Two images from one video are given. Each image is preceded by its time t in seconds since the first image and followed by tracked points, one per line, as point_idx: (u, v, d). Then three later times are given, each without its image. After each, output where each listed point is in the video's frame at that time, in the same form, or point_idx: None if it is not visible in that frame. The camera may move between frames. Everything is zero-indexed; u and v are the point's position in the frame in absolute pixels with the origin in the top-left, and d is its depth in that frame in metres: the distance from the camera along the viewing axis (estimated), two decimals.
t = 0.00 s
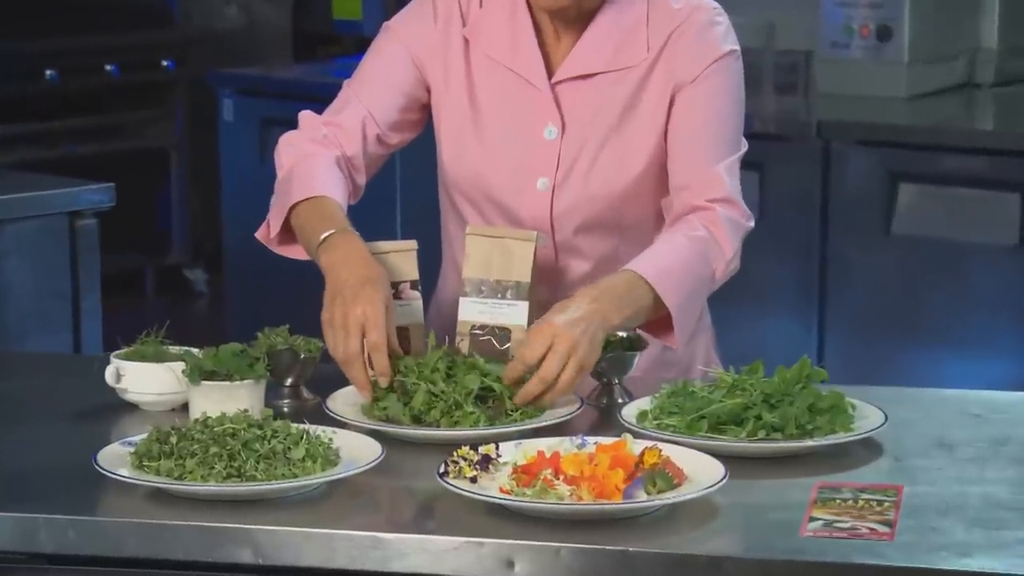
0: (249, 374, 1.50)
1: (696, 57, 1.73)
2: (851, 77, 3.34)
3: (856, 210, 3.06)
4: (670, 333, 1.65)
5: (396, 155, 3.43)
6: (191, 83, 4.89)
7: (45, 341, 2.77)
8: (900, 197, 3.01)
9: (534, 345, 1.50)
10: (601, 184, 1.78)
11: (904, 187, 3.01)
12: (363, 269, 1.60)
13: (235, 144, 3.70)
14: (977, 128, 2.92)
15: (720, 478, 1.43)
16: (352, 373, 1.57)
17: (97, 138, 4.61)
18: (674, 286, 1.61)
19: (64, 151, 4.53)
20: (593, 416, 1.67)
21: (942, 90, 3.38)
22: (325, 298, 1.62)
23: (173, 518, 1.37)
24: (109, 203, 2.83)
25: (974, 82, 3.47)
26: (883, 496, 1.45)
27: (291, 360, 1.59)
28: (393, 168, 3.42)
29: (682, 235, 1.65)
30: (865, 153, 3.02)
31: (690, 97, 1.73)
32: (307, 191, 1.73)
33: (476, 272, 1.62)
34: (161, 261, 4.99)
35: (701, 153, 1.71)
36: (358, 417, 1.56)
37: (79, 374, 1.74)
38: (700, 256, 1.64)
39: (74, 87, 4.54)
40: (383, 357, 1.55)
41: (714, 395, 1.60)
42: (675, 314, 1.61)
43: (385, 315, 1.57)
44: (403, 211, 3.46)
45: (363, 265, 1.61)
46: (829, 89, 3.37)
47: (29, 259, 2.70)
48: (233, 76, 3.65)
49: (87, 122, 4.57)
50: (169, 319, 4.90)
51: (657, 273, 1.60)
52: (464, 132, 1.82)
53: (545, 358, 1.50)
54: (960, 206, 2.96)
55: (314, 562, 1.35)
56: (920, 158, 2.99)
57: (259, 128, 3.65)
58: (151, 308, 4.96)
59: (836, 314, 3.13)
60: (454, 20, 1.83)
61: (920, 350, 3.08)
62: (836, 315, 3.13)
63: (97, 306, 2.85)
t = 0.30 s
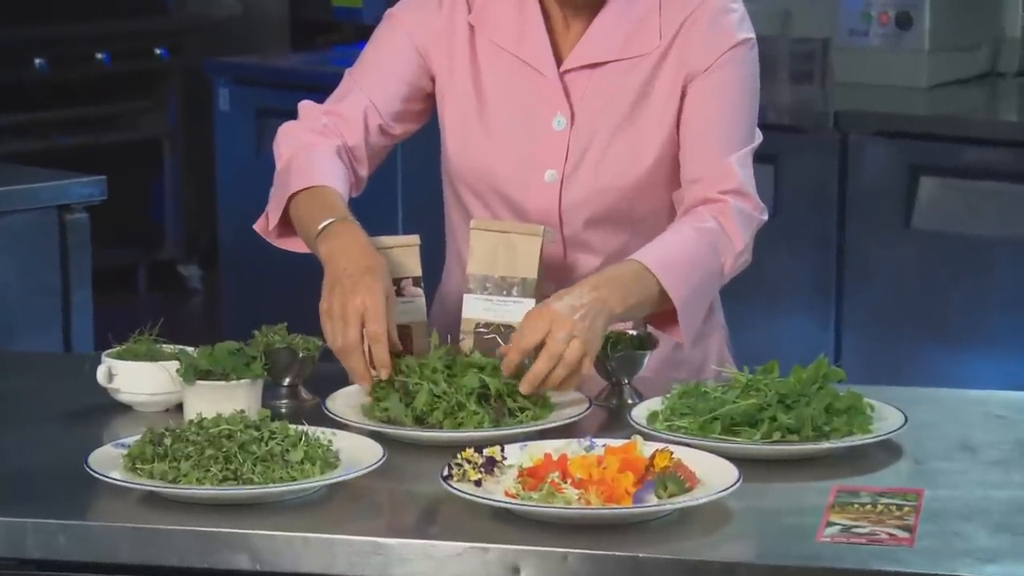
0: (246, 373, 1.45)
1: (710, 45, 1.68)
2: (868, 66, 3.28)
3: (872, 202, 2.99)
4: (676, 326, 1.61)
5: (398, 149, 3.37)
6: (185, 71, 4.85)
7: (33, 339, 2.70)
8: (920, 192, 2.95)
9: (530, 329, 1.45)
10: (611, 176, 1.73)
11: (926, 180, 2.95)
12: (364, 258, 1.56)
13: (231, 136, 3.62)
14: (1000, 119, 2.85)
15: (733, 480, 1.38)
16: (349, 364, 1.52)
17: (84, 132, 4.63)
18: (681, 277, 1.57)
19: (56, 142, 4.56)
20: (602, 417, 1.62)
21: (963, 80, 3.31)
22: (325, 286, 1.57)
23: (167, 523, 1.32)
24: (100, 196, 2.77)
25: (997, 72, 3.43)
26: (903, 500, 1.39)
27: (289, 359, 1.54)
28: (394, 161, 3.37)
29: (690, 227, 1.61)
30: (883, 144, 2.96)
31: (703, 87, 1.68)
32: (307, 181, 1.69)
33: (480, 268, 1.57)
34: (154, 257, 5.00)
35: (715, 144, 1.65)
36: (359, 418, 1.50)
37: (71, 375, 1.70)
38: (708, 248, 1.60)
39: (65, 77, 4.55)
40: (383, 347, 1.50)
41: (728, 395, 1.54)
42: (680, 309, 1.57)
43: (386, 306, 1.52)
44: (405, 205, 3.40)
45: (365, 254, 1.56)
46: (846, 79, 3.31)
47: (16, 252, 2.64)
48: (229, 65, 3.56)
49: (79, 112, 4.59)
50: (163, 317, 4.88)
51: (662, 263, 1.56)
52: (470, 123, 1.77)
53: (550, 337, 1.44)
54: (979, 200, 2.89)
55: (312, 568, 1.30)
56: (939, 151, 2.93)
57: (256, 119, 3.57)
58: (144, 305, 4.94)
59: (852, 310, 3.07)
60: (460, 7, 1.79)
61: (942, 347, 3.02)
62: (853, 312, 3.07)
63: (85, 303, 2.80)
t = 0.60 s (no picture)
0: (242, 373, 1.41)
1: (727, 33, 1.63)
2: (885, 55, 3.22)
3: (891, 196, 2.94)
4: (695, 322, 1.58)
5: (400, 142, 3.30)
6: (181, 59, 4.86)
7: (25, 340, 2.58)
8: (940, 184, 2.89)
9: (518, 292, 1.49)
10: (623, 168, 1.68)
11: (945, 173, 2.89)
12: (363, 247, 1.54)
13: (226, 130, 3.52)
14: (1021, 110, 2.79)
15: (747, 484, 1.33)
16: (350, 354, 1.51)
17: (74, 122, 4.56)
18: (703, 273, 1.54)
19: (45, 133, 4.51)
20: (610, 419, 1.57)
21: (983, 69, 3.25)
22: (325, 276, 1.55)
23: (161, 527, 1.27)
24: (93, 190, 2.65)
25: (1018, 61, 3.36)
26: (922, 505, 1.34)
27: (287, 358, 1.50)
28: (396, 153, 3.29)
29: (712, 220, 1.57)
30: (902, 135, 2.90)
31: (719, 78, 1.63)
32: (305, 174, 1.65)
33: (485, 265, 1.55)
34: (146, 253, 4.95)
35: (733, 135, 1.60)
36: (360, 420, 1.46)
37: (65, 374, 1.65)
38: (731, 243, 1.56)
39: (54, 66, 4.50)
40: (385, 338, 1.48)
41: (741, 395, 1.49)
42: (699, 305, 1.55)
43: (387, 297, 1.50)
44: (408, 198, 3.33)
45: (364, 244, 1.54)
46: (862, 68, 3.25)
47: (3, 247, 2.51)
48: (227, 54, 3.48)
49: (68, 103, 4.54)
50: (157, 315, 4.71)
51: (681, 261, 1.53)
52: (477, 115, 1.72)
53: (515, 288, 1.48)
54: (999, 194, 2.85)
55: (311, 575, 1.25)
56: (959, 142, 2.87)
57: (253, 109, 3.48)
58: (137, 302, 4.79)
59: (869, 309, 3.01)
60: None
61: (962, 348, 2.96)
62: (871, 310, 3.01)
63: (77, 303, 2.66)
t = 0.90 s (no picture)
0: (238, 372, 1.36)
1: (745, 20, 1.59)
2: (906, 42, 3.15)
3: (910, 188, 2.88)
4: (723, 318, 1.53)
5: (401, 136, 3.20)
6: (174, 46, 4.70)
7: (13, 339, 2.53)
8: (961, 176, 2.84)
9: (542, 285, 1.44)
10: (637, 157, 1.63)
11: (967, 165, 2.83)
12: (368, 253, 1.46)
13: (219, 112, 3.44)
14: None
15: (761, 488, 1.28)
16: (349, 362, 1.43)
17: (60, 111, 4.40)
18: (730, 268, 1.49)
19: (34, 124, 4.35)
20: (619, 420, 1.51)
21: (1002, 58, 3.18)
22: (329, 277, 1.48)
23: (155, 531, 1.23)
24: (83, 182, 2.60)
25: None
26: (943, 509, 1.29)
27: (284, 357, 1.45)
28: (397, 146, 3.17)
29: (739, 214, 1.53)
30: (922, 125, 2.84)
31: (739, 67, 1.59)
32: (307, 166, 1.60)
33: (490, 261, 1.51)
34: (138, 247, 4.87)
35: (753, 123, 1.57)
36: (360, 420, 1.41)
37: (58, 373, 1.61)
38: (759, 239, 1.52)
39: (42, 55, 4.33)
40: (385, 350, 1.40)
41: (755, 395, 1.44)
42: (727, 299, 1.50)
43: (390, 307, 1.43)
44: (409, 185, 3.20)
45: (370, 250, 1.47)
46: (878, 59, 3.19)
47: None
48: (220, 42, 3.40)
49: (58, 93, 4.37)
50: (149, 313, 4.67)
51: (709, 254, 1.48)
52: (486, 103, 1.68)
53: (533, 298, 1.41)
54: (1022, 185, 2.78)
55: None
56: (977, 134, 2.81)
57: (248, 98, 3.41)
58: (129, 299, 4.78)
59: (888, 307, 2.96)
60: None
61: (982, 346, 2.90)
62: (889, 308, 2.96)
63: (65, 299, 2.62)
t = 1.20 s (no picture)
0: (233, 369, 1.32)
1: (763, 6, 1.54)
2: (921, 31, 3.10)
3: (929, 178, 2.82)
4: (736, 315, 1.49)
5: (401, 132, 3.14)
6: (163, 35, 5.13)
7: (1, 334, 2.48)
8: (982, 167, 2.79)
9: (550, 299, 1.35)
10: (650, 148, 1.59)
11: (988, 156, 2.78)
12: (395, 236, 1.42)
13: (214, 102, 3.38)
14: None
15: (774, 490, 1.23)
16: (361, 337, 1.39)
17: (49, 100, 4.74)
18: (743, 262, 1.44)
19: (20, 113, 4.69)
20: (626, 421, 1.47)
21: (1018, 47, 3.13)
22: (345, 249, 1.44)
23: (148, 535, 1.19)
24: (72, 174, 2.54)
25: None
26: (963, 512, 1.24)
27: (281, 354, 1.41)
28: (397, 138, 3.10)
29: (752, 207, 1.48)
30: (944, 114, 2.80)
31: (756, 54, 1.54)
32: (318, 154, 1.55)
33: (494, 255, 1.47)
34: (127, 240, 5.20)
35: (768, 112, 1.52)
36: (359, 420, 1.37)
37: (49, 372, 1.57)
38: (773, 233, 1.47)
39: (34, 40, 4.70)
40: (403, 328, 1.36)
41: (768, 395, 1.39)
42: (739, 298, 1.45)
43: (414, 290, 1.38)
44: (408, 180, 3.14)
45: (397, 232, 1.43)
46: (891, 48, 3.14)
47: None
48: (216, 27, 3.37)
49: (55, 79, 4.72)
50: (142, 306, 4.72)
51: (720, 249, 1.43)
52: (494, 94, 1.65)
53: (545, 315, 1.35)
54: None
55: None
56: (996, 123, 2.76)
57: (244, 86, 3.37)
58: (119, 293, 4.79)
59: (905, 304, 2.90)
60: None
61: (1000, 343, 2.85)
62: (906, 305, 2.90)
63: (55, 293, 2.56)
